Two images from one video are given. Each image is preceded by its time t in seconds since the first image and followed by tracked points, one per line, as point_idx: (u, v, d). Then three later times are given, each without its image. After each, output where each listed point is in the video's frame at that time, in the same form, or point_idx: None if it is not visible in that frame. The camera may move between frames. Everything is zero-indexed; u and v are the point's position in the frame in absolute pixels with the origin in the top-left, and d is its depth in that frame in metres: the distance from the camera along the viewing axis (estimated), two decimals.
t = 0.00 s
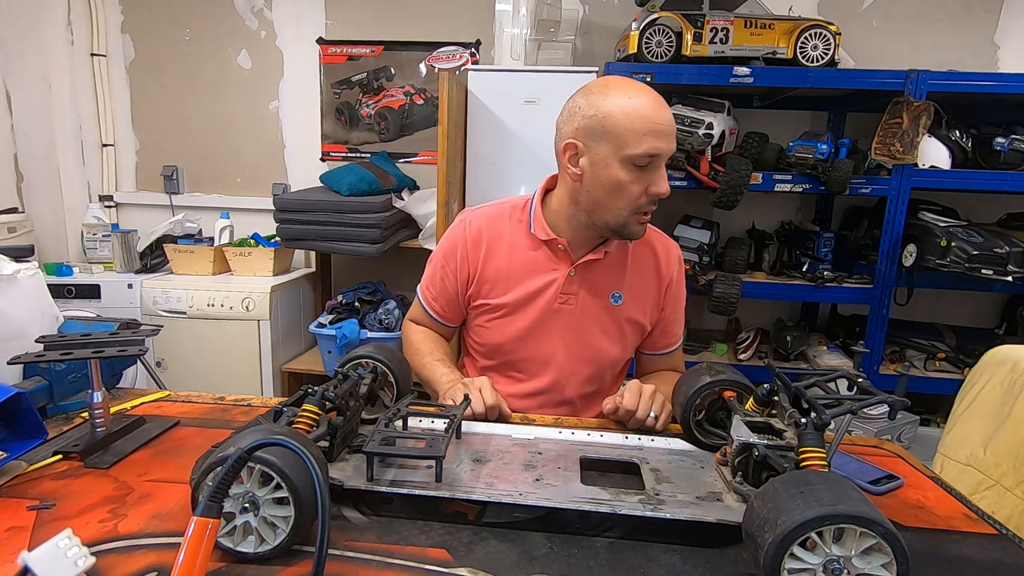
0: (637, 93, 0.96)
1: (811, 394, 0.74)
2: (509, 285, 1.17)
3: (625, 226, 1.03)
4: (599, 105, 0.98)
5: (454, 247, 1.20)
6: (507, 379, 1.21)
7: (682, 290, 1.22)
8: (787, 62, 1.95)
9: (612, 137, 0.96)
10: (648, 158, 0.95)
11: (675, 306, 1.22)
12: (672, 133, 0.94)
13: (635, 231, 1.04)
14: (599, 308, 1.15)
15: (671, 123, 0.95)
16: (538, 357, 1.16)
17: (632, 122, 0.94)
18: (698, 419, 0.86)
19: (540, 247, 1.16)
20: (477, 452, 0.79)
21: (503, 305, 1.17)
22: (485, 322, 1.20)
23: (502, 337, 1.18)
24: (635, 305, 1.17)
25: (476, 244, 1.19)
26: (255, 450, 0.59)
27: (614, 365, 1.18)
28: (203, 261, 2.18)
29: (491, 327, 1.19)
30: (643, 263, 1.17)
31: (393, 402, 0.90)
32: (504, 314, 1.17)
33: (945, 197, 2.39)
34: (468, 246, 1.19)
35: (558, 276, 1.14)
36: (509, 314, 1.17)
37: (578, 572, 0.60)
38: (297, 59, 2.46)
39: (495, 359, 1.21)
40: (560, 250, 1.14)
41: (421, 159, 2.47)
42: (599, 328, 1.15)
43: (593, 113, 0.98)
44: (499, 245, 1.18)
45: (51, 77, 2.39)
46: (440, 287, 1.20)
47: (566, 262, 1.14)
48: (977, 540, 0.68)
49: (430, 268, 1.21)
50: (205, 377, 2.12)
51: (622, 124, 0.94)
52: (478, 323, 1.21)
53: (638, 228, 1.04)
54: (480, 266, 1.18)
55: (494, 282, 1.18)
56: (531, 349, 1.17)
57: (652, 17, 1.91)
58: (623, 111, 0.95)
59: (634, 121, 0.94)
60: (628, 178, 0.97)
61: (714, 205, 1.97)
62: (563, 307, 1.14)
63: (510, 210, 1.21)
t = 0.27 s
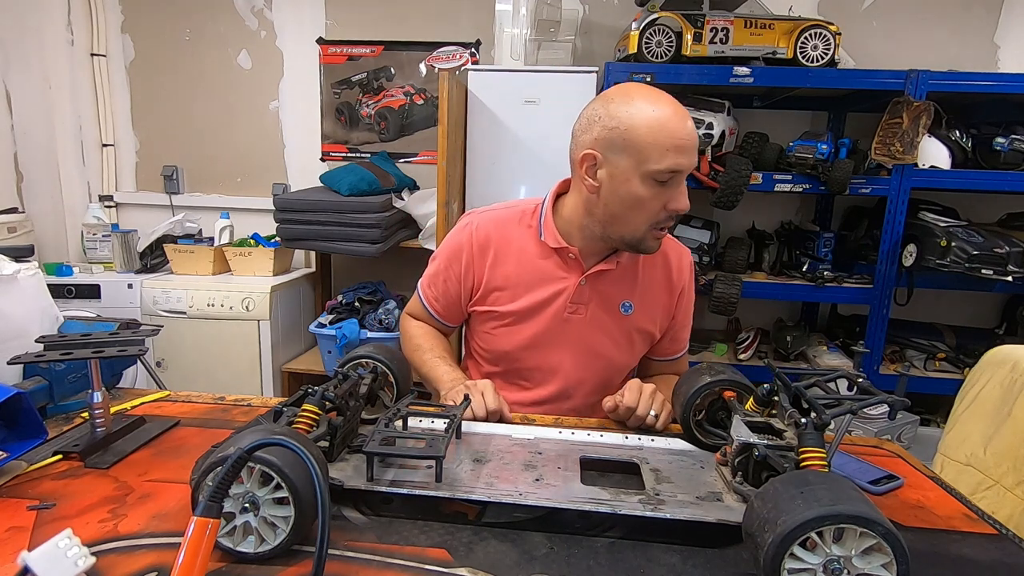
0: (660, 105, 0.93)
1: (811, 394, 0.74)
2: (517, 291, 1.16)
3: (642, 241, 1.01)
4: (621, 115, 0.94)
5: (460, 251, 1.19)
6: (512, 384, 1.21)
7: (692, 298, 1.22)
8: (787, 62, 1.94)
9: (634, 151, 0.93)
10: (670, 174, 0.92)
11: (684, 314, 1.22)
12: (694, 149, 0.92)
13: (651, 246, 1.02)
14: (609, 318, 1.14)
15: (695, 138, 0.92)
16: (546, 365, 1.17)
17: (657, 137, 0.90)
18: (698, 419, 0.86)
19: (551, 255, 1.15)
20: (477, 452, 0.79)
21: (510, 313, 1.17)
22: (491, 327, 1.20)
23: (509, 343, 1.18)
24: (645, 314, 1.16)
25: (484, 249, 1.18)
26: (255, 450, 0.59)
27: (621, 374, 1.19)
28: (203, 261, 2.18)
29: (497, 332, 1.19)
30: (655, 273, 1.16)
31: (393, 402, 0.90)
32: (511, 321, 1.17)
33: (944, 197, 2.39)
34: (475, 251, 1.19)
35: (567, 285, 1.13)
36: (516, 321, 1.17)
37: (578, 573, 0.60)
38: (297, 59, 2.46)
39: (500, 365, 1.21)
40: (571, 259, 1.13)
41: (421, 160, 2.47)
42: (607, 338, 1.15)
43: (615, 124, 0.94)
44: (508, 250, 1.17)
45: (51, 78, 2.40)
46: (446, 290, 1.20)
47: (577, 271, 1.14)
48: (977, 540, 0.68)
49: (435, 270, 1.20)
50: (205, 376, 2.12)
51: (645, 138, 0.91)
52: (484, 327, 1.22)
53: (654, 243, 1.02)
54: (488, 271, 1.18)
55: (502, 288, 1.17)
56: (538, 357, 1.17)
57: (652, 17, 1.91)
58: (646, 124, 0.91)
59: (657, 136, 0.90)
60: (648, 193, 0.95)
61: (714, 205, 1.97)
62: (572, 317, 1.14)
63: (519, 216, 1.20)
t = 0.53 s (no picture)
0: (673, 116, 0.92)
1: (811, 394, 0.74)
2: (520, 296, 1.16)
3: (648, 252, 1.01)
4: (633, 125, 0.93)
5: (463, 253, 1.19)
6: (513, 387, 1.22)
7: (697, 305, 1.21)
8: (787, 62, 1.94)
9: (645, 162, 0.92)
10: (680, 187, 0.92)
11: (688, 321, 1.22)
12: (706, 162, 0.91)
13: (659, 257, 1.02)
14: (613, 324, 1.14)
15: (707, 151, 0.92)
16: (547, 370, 1.17)
17: (669, 149, 0.90)
18: (698, 419, 0.86)
19: (556, 261, 1.14)
20: (477, 452, 0.79)
21: (513, 317, 1.17)
22: (493, 330, 1.20)
23: (511, 346, 1.18)
24: (648, 322, 1.16)
25: (488, 252, 1.18)
26: (255, 450, 0.59)
27: (623, 379, 1.19)
28: (203, 261, 2.18)
29: (498, 334, 1.20)
30: (661, 281, 1.16)
31: (393, 402, 0.90)
32: (513, 325, 1.17)
33: (944, 197, 2.39)
34: (478, 253, 1.19)
35: (571, 291, 1.13)
36: (519, 325, 1.17)
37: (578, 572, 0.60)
38: (297, 59, 2.46)
39: (501, 368, 1.21)
40: (576, 266, 1.12)
41: (421, 160, 2.47)
42: (610, 345, 1.15)
43: (627, 134, 0.93)
44: (512, 254, 1.17)
45: (51, 78, 2.40)
46: (448, 291, 1.21)
47: (581, 278, 1.13)
48: (977, 540, 0.68)
49: (437, 271, 1.20)
50: (205, 376, 2.12)
51: (657, 151, 0.91)
52: (485, 328, 1.22)
53: (661, 254, 1.02)
54: (492, 274, 1.18)
55: (505, 292, 1.17)
56: (539, 362, 1.17)
57: (652, 17, 1.91)
58: (659, 136, 0.90)
59: (670, 148, 0.90)
60: (657, 206, 0.95)
61: (714, 205, 1.97)
62: (575, 323, 1.13)
63: (525, 219, 1.20)
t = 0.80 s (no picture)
0: (678, 121, 0.91)
1: (811, 394, 0.74)
2: (521, 297, 1.16)
3: (650, 257, 1.02)
4: (637, 130, 0.93)
5: (464, 254, 1.19)
6: (513, 388, 1.22)
7: (698, 308, 1.21)
8: (787, 62, 1.94)
9: (648, 168, 0.92)
10: (683, 193, 0.92)
11: (689, 324, 1.22)
12: (710, 168, 0.91)
13: (660, 262, 1.03)
14: (614, 327, 1.14)
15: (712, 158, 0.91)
16: (548, 372, 1.17)
17: (673, 155, 0.90)
18: (698, 419, 0.86)
19: (557, 263, 1.14)
20: (477, 452, 0.79)
21: (514, 319, 1.17)
22: (494, 331, 1.20)
23: (511, 348, 1.18)
24: (650, 324, 1.16)
25: (489, 252, 1.18)
26: (255, 450, 0.59)
27: (624, 382, 1.19)
28: (203, 261, 2.18)
29: (498, 335, 1.20)
30: (662, 284, 1.16)
31: (393, 402, 0.90)
32: (514, 326, 1.17)
33: (944, 197, 2.39)
34: (479, 254, 1.19)
35: (572, 293, 1.13)
36: (520, 327, 1.17)
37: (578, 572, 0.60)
38: (298, 59, 2.46)
39: (502, 369, 1.21)
40: (578, 268, 1.12)
41: (421, 159, 2.47)
42: (611, 347, 1.15)
43: (630, 139, 0.93)
44: (513, 255, 1.17)
45: (51, 78, 2.40)
46: (449, 292, 1.21)
47: (583, 280, 1.13)
48: (977, 540, 0.68)
49: (439, 271, 1.20)
50: (205, 376, 2.12)
51: (661, 156, 0.90)
52: (485, 329, 1.22)
53: (662, 259, 1.02)
54: (492, 275, 1.18)
55: (506, 293, 1.17)
56: (540, 364, 1.17)
57: (652, 17, 1.91)
58: (663, 141, 0.90)
59: (674, 154, 0.90)
60: (659, 211, 0.95)
61: (714, 205, 1.97)
62: (576, 325, 1.13)
63: (526, 220, 1.20)
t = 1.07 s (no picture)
0: (677, 121, 0.91)
1: (811, 394, 0.74)
2: (520, 297, 1.16)
3: (649, 257, 1.02)
4: (636, 130, 0.93)
5: (463, 254, 1.19)
6: (513, 388, 1.22)
7: (698, 308, 1.21)
8: (787, 62, 1.94)
9: (646, 168, 0.92)
10: (682, 193, 0.92)
11: (689, 323, 1.22)
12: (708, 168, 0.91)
13: (658, 262, 1.03)
14: (613, 327, 1.14)
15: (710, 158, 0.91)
16: (547, 372, 1.17)
17: (672, 155, 0.90)
18: (698, 419, 0.86)
19: (556, 263, 1.14)
20: (477, 452, 0.79)
21: (513, 319, 1.17)
22: (493, 331, 1.20)
23: (510, 348, 1.18)
24: (649, 324, 1.16)
25: (488, 253, 1.18)
26: (255, 450, 0.59)
27: (624, 381, 1.19)
28: (203, 261, 2.18)
29: (497, 335, 1.20)
30: (661, 284, 1.16)
31: (393, 402, 0.90)
32: (513, 326, 1.17)
33: (944, 197, 2.39)
34: (479, 254, 1.19)
35: (572, 292, 1.13)
36: (519, 327, 1.17)
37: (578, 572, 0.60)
38: (298, 59, 2.46)
39: (501, 369, 1.21)
40: (576, 268, 1.13)
41: (421, 159, 2.47)
42: (610, 347, 1.15)
43: (629, 138, 0.93)
44: (512, 255, 1.17)
45: (52, 78, 2.40)
46: (448, 291, 1.21)
47: (582, 280, 1.13)
48: (977, 540, 0.68)
49: (438, 271, 1.20)
50: (205, 376, 2.12)
51: (659, 157, 0.90)
52: (484, 328, 1.22)
53: (661, 258, 1.02)
54: (492, 275, 1.18)
55: (505, 293, 1.17)
56: (539, 364, 1.17)
57: (652, 17, 1.91)
58: (662, 142, 0.90)
59: (672, 155, 0.90)
60: (658, 211, 0.95)
61: (714, 205, 1.97)
62: (576, 325, 1.13)
63: (525, 220, 1.20)
